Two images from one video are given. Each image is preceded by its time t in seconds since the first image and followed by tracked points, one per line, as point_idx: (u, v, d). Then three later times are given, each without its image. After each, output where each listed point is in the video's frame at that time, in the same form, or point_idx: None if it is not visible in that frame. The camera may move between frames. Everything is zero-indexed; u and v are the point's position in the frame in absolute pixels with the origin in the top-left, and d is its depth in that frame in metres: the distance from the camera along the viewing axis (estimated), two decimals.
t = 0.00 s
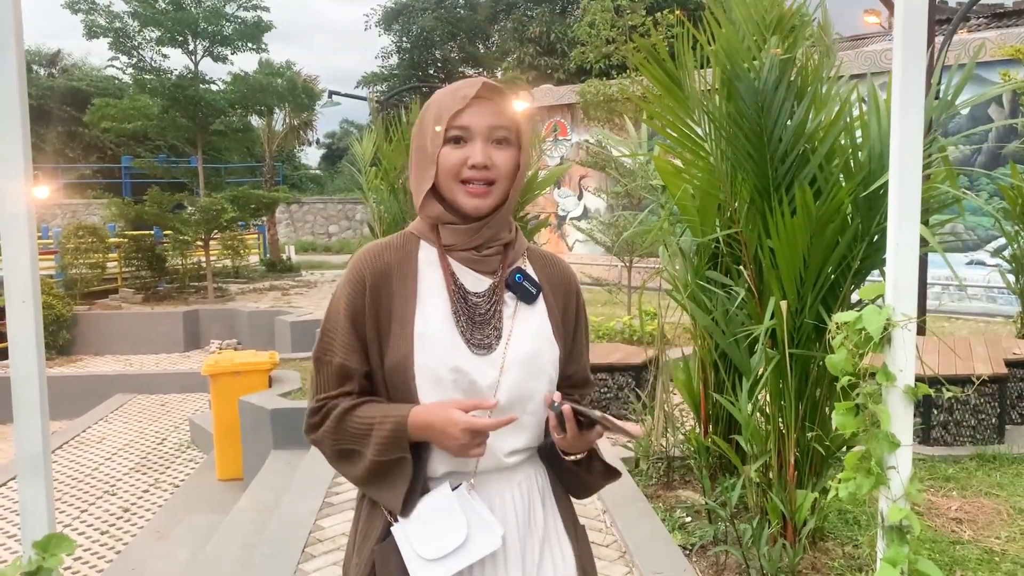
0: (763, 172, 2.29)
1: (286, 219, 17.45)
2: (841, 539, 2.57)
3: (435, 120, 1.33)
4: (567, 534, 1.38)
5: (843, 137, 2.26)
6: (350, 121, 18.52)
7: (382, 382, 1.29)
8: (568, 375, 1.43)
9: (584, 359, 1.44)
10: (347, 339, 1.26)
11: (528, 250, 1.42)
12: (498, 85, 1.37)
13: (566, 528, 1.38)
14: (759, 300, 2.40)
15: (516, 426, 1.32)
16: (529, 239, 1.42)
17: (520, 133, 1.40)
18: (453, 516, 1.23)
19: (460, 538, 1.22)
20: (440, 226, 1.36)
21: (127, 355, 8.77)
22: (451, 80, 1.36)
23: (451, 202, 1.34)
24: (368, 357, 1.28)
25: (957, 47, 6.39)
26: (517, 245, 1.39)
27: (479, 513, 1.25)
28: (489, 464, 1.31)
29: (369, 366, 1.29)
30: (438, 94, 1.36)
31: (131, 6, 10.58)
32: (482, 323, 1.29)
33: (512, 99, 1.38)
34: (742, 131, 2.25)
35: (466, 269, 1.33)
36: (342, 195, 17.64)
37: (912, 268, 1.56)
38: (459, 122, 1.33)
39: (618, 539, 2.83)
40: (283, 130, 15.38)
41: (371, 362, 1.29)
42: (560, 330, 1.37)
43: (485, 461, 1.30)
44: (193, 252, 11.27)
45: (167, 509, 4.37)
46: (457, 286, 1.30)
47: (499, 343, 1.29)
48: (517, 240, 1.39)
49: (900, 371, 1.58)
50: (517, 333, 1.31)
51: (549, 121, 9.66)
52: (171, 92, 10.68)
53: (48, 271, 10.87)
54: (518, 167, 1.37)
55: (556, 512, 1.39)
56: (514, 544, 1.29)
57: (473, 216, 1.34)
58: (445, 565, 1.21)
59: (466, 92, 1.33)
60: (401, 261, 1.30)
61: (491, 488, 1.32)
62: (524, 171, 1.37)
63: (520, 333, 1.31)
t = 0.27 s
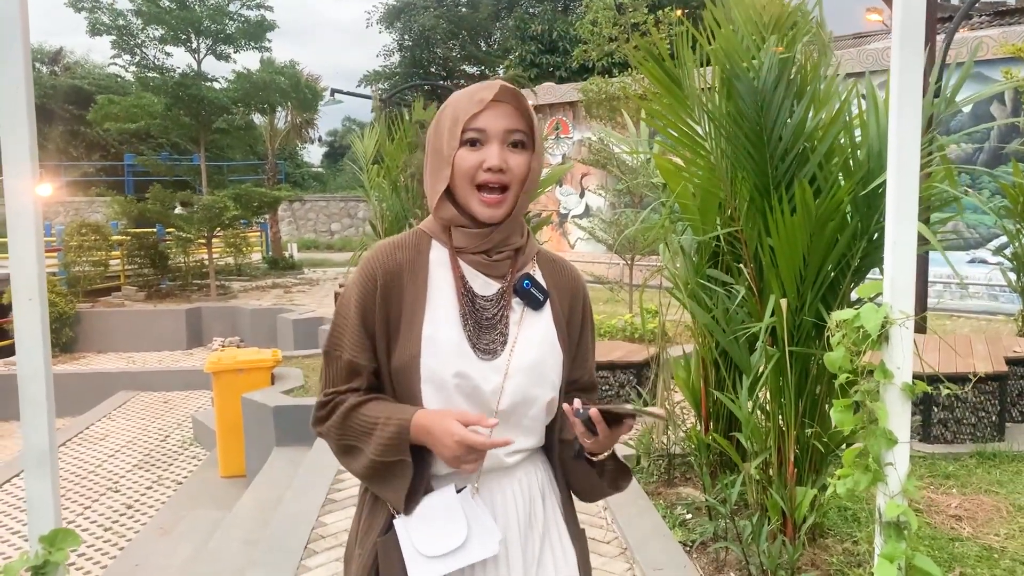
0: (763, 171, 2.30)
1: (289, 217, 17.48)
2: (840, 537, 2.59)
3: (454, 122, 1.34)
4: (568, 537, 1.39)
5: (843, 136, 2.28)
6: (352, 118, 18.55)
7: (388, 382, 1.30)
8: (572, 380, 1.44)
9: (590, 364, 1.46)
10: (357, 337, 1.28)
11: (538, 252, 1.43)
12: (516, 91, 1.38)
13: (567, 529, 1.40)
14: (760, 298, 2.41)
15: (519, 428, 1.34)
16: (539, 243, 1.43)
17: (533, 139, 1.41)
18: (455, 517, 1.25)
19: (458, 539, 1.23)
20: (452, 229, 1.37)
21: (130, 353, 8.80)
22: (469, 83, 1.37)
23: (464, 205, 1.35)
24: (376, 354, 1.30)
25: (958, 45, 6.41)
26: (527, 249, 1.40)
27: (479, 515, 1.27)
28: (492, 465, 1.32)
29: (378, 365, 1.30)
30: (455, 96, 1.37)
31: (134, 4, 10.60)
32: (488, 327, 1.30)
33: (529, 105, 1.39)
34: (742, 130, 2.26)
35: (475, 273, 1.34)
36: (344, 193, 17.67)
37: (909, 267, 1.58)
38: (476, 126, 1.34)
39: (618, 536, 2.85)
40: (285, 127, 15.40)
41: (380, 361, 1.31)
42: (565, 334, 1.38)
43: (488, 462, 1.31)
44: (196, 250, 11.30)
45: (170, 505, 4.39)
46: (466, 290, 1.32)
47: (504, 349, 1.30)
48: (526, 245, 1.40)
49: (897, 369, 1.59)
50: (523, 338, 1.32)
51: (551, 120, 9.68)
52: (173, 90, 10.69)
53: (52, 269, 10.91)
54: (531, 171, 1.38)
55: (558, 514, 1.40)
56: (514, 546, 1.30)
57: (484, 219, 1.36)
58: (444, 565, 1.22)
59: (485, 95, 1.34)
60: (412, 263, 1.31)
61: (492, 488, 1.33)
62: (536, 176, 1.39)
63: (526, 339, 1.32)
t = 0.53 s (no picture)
0: (761, 170, 2.31)
1: (291, 215, 17.51)
2: (837, 534, 2.61)
3: (452, 124, 1.36)
4: (566, 533, 1.40)
5: (842, 135, 2.29)
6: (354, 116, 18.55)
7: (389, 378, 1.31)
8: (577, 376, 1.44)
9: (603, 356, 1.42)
10: (358, 335, 1.30)
11: (540, 249, 1.43)
12: (514, 94, 1.40)
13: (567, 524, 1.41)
14: (758, 297, 2.42)
15: (520, 425, 1.34)
16: (541, 240, 1.43)
17: (532, 140, 1.42)
18: (451, 511, 1.27)
19: (452, 534, 1.25)
20: (452, 229, 1.38)
21: (132, 351, 8.83)
22: (468, 85, 1.38)
23: (466, 206, 1.37)
24: (379, 353, 1.31)
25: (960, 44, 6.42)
26: (527, 247, 1.40)
27: (475, 511, 1.29)
28: (491, 462, 1.33)
29: (380, 362, 1.32)
30: (454, 99, 1.39)
31: (137, 3, 10.63)
32: (487, 326, 1.32)
33: (528, 108, 1.41)
34: (740, 129, 2.28)
35: (474, 272, 1.36)
36: (346, 192, 17.69)
37: (903, 266, 1.59)
38: (474, 128, 1.36)
39: (618, 533, 2.87)
40: (287, 126, 15.42)
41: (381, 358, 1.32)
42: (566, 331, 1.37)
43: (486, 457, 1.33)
44: (198, 248, 11.32)
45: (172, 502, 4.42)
46: (465, 288, 1.33)
47: (502, 346, 1.32)
48: (527, 242, 1.40)
49: (891, 368, 1.61)
50: (522, 336, 1.33)
51: (553, 118, 9.69)
52: (175, 89, 10.71)
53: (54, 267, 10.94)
54: (530, 172, 1.39)
55: (558, 509, 1.41)
56: (509, 541, 1.32)
57: (483, 219, 1.37)
58: (440, 558, 1.25)
59: (484, 98, 1.35)
60: (413, 265, 1.33)
61: (490, 483, 1.35)
62: (535, 177, 1.40)
63: (525, 336, 1.33)
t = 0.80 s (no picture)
0: (760, 171, 2.33)
1: (292, 214, 17.53)
2: (835, 533, 2.63)
3: (445, 128, 1.37)
4: (566, 524, 1.41)
5: (841, 136, 2.30)
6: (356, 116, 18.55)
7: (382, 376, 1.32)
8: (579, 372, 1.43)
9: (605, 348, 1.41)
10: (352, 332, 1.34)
11: (537, 248, 1.44)
12: (508, 99, 1.41)
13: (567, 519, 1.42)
14: (757, 297, 2.43)
15: (518, 421, 1.36)
16: (537, 238, 1.44)
17: (527, 143, 1.42)
18: (448, 504, 1.28)
19: (449, 526, 1.27)
20: (448, 229, 1.41)
21: (134, 349, 8.86)
22: (462, 88, 1.40)
23: (460, 210, 1.39)
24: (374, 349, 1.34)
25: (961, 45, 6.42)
26: (523, 245, 1.41)
27: (472, 505, 1.30)
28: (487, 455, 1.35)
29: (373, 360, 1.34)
30: (449, 100, 1.40)
31: (140, 2, 10.66)
32: (482, 322, 1.33)
33: (523, 112, 1.42)
34: (739, 130, 2.29)
35: (471, 270, 1.38)
36: (347, 191, 17.71)
37: (899, 265, 1.60)
38: (467, 133, 1.37)
39: (617, 531, 2.88)
40: (289, 125, 15.44)
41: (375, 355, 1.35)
42: (564, 326, 1.37)
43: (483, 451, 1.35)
44: (200, 247, 11.35)
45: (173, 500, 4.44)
46: (461, 286, 1.35)
47: (498, 342, 1.33)
48: (523, 241, 1.41)
49: (887, 367, 1.62)
50: (517, 331, 1.34)
51: (554, 117, 9.69)
52: (178, 88, 10.73)
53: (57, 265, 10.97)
54: (526, 174, 1.40)
55: (559, 500, 1.42)
56: (508, 532, 1.34)
57: (478, 220, 1.39)
58: (438, 550, 1.27)
59: (476, 104, 1.37)
60: (407, 269, 1.37)
61: (488, 478, 1.37)
62: (531, 179, 1.41)
63: (520, 330, 1.34)
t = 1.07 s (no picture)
0: (764, 172, 2.33)
1: (296, 214, 17.56)
2: (837, 533, 2.64)
3: (447, 133, 1.38)
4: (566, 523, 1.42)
5: (843, 138, 2.31)
6: (360, 116, 18.57)
7: (381, 379, 1.33)
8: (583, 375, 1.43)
9: (603, 357, 1.45)
10: (356, 335, 1.37)
11: (538, 249, 1.45)
12: (511, 104, 1.42)
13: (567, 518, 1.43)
14: (760, 298, 2.44)
15: (519, 421, 1.37)
16: (539, 240, 1.45)
17: (530, 147, 1.43)
18: (448, 505, 1.29)
19: (450, 526, 1.28)
20: (450, 232, 1.42)
21: (138, 348, 8.88)
22: (465, 92, 1.41)
23: (464, 212, 1.40)
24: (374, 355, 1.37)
25: (966, 47, 6.41)
26: (526, 247, 1.42)
27: (473, 505, 1.31)
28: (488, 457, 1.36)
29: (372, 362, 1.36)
30: (452, 104, 1.41)
31: (146, 2, 10.71)
32: (484, 324, 1.34)
33: (525, 116, 1.42)
34: (742, 131, 2.29)
35: (473, 272, 1.38)
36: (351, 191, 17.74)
37: (900, 266, 1.61)
38: (470, 138, 1.38)
39: (620, 531, 2.89)
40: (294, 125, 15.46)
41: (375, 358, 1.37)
42: (564, 329, 1.39)
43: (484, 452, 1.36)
44: (204, 246, 11.38)
45: (176, 499, 4.46)
46: (463, 288, 1.36)
47: (500, 344, 1.34)
48: (525, 244, 1.42)
49: (890, 367, 1.63)
50: (519, 332, 1.35)
51: (558, 118, 9.71)
52: (182, 88, 10.77)
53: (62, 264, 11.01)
54: (527, 178, 1.42)
55: (560, 499, 1.43)
56: (510, 533, 1.35)
57: (480, 223, 1.40)
58: (438, 550, 1.28)
59: (479, 110, 1.37)
60: (408, 266, 1.37)
61: (489, 477, 1.38)
62: (532, 183, 1.42)
63: (522, 332, 1.35)
